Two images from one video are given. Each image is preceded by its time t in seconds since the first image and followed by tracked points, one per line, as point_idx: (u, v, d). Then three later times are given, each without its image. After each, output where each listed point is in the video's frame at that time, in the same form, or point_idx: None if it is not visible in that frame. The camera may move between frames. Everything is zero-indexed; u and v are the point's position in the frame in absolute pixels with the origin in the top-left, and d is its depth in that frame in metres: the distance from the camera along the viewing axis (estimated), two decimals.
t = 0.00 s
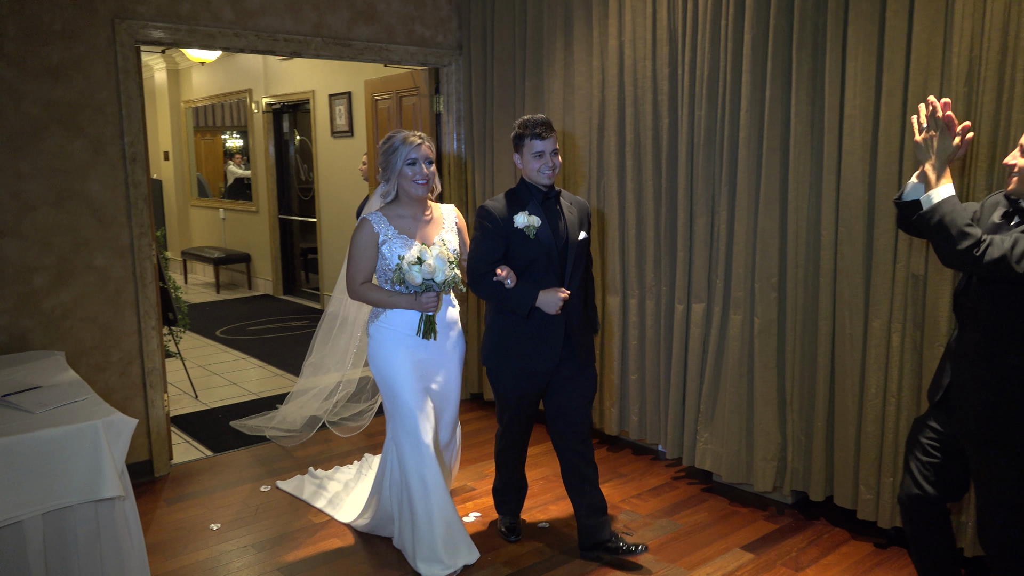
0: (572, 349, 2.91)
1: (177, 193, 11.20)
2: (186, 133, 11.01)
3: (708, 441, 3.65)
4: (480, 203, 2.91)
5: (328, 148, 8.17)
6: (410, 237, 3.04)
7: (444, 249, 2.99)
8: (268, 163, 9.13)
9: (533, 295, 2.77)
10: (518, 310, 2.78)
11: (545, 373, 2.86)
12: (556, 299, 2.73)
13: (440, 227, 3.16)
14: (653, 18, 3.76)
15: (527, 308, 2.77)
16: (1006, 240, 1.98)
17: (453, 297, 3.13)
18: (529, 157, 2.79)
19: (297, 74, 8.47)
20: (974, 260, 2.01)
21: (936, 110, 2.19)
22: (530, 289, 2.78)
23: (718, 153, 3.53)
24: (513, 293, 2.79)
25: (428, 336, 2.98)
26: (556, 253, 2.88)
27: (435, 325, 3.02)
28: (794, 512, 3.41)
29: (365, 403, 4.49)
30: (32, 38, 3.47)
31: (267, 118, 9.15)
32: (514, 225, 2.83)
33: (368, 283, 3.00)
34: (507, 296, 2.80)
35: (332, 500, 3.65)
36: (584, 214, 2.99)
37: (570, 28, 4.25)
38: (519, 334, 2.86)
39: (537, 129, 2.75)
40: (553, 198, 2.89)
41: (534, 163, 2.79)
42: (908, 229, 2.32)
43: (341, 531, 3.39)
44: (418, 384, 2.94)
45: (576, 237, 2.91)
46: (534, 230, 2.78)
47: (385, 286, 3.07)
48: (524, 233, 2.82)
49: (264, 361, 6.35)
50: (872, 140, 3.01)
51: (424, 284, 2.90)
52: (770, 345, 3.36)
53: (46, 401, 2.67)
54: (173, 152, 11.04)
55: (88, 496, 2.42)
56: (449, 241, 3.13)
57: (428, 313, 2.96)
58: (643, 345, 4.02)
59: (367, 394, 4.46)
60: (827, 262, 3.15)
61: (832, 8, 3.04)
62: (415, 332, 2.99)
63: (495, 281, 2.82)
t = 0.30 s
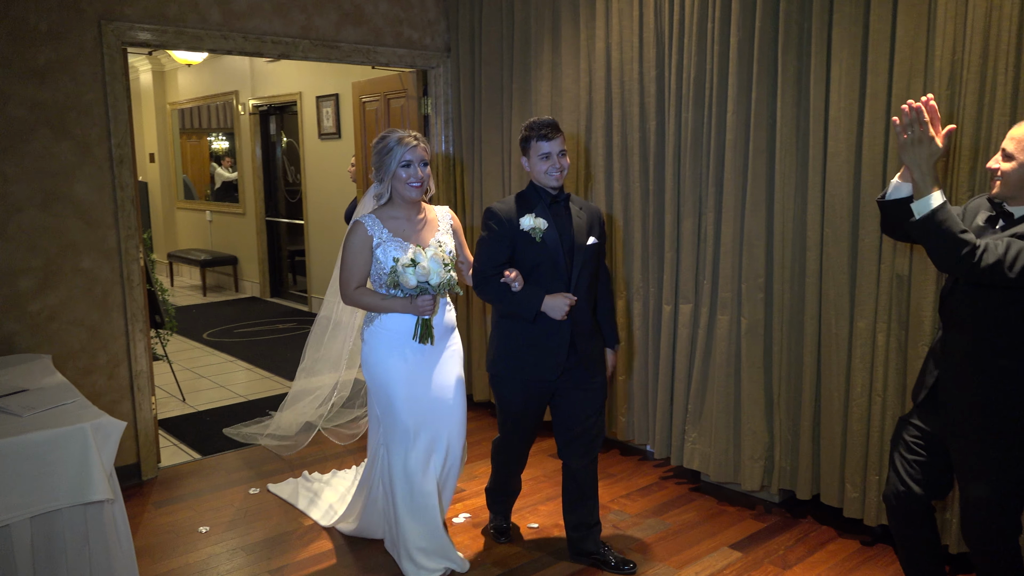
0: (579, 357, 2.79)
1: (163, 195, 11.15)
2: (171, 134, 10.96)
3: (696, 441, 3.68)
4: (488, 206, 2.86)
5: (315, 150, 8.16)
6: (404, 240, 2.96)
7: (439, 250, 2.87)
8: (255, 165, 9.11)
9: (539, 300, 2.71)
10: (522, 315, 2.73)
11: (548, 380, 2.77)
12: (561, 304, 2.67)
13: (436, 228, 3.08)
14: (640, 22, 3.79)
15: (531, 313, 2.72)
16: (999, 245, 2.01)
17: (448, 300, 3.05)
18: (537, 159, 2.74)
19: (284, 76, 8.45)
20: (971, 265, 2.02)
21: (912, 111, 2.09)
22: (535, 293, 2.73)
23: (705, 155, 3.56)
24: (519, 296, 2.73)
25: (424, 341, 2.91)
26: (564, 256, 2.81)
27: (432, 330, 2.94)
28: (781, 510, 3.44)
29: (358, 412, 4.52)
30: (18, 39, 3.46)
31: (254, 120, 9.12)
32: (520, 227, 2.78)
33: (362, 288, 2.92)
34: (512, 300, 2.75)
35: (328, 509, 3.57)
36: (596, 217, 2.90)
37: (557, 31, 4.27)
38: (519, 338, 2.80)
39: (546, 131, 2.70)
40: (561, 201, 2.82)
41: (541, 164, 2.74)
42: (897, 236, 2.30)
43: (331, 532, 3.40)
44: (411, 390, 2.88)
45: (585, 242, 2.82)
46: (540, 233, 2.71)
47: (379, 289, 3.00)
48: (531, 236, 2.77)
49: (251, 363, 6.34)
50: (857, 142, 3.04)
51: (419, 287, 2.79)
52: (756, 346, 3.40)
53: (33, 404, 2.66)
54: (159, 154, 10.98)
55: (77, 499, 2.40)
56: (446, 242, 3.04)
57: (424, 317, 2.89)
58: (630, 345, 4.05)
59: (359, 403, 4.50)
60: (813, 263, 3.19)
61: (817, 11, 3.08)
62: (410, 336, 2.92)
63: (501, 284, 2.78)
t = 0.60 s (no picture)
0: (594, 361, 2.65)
1: (143, 197, 11.07)
2: (152, 137, 10.89)
3: (680, 441, 3.70)
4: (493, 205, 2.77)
5: (297, 153, 8.13)
6: (396, 243, 2.84)
7: (432, 255, 2.74)
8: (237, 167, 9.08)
9: (544, 298, 2.59)
10: (526, 314, 2.61)
11: (550, 385, 2.68)
12: (567, 303, 2.55)
13: (430, 231, 2.97)
14: (622, 26, 3.82)
15: (536, 311, 2.59)
16: (982, 234, 2.04)
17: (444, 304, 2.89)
18: (542, 154, 2.64)
19: (266, 79, 8.42)
20: (955, 253, 2.04)
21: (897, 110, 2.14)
22: (541, 291, 2.61)
23: (687, 157, 3.59)
24: (524, 294, 2.62)
25: (415, 349, 2.76)
26: (571, 254, 2.69)
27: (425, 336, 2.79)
28: (763, 509, 3.47)
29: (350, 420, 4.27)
30: None
31: (235, 123, 9.07)
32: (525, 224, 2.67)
33: (353, 293, 2.82)
34: (517, 298, 2.63)
35: (303, 510, 3.50)
36: (608, 215, 2.77)
37: (540, 34, 4.30)
38: (528, 338, 2.70)
39: (550, 125, 2.61)
40: (568, 199, 2.71)
41: (546, 160, 2.64)
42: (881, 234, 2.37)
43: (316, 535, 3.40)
44: (399, 398, 2.75)
45: (592, 240, 2.70)
46: (544, 230, 2.60)
47: (370, 294, 2.89)
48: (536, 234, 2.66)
49: (234, 367, 6.31)
50: (837, 144, 3.08)
51: (410, 293, 2.65)
52: (739, 346, 3.43)
53: (15, 408, 2.63)
54: (139, 156, 10.91)
55: (60, 504, 2.38)
56: (439, 246, 2.94)
57: (416, 323, 2.75)
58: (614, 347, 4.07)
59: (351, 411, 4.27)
60: (794, 264, 3.22)
61: (796, 15, 3.12)
62: (401, 342, 2.79)
63: (506, 283, 2.66)
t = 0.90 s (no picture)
0: (589, 362, 2.64)
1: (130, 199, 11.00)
2: (138, 138, 10.83)
3: (668, 440, 3.72)
4: (494, 211, 2.71)
5: (285, 154, 8.11)
6: (392, 250, 2.78)
7: (430, 262, 2.69)
8: (224, 169, 9.05)
9: (550, 303, 2.53)
10: (530, 320, 2.55)
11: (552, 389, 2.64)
12: (575, 307, 2.48)
13: (430, 237, 2.89)
14: (610, 28, 3.84)
15: (542, 317, 2.53)
16: (983, 235, 2.06)
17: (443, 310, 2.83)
18: (539, 156, 2.59)
19: (253, 80, 8.39)
20: (962, 256, 2.04)
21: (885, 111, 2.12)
22: (546, 296, 2.55)
23: (675, 158, 3.61)
24: (529, 299, 2.55)
25: (413, 358, 2.70)
26: (575, 257, 2.63)
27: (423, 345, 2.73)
28: (751, 508, 3.50)
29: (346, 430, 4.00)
30: None
31: (222, 124, 9.03)
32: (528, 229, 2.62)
33: (349, 300, 2.76)
34: (521, 305, 2.56)
35: (286, 514, 3.46)
36: (613, 215, 2.71)
37: (528, 36, 4.31)
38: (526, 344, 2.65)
39: (548, 126, 2.55)
40: (571, 201, 2.64)
41: (543, 161, 2.59)
42: (864, 227, 2.37)
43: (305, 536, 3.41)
44: (403, 412, 2.70)
45: (596, 239, 2.64)
46: (548, 233, 2.55)
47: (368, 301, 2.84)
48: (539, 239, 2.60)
49: (222, 369, 6.29)
50: (823, 146, 3.11)
51: (407, 302, 2.61)
52: (726, 346, 3.45)
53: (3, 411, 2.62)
54: (126, 158, 10.84)
55: (48, 507, 2.37)
56: (439, 253, 2.86)
57: (414, 332, 2.69)
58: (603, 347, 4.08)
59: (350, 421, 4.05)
60: (781, 264, 3.25)
61: (782, 17, 3.14)
62: (400, 353, 2.73)
63: (512, 289, 2.60)
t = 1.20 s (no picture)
0: (596, 372, 2.59)
1: (115, 200, 10.94)
2: (124, 138, 10.77)
3: (657, 440, 3.74)
4: (493, 219, 2.65)
5: (273, 155, 8.08)
6: (393, 258, 2.76)
7: (432, 272, 2.67)
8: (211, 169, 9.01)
9: (553, 311, 2.48)
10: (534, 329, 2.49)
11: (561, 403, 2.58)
12: (578, 315, 2.42)
13: (433, 246, 2.88)
14: (598, 29, 3.86)
15: (546, 325, 2.48)
16: (971, 237, 2.08)
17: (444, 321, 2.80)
18: (534, 161, 2.55)
19: (240, 80, 8.36)
20: (952, 257, 2.05)
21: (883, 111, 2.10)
22: (548, 304, 2.49)
23: (662, 159, 3.63)
24: (532, 308, 2.50)
25: (414, 371, 2.67)
26: (578, 264, 2.60)
27: (424, 357, 2.71)
28: (739, 506, 3.52)
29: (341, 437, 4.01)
30: None
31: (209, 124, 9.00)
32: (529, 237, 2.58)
33: (349, 309, 2.74)
34: (524, 314, 2.51)
35: (284, 528, 3.39)
36: (616, 220, 2.67)
37: (516, 37, 4.32)
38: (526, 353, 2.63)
39: (543, 131, 2.49)
40: (571, 206, 2.61)
41: (539, 168, 2.55)
42: (854, 233, 2.42)
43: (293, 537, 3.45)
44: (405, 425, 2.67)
45: (599, 245, 2.61)
46: (549, 240, 2.52)
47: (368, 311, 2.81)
48: (541, 247, 2.56)
49: (209, 370, 6.27)
50: (809, 147, 3.14)
51: (408, 313, 2.60)
52: (715, 345, 3.47)
53: None
54: (111, 159, 10.76)
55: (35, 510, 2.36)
56: (442, 262, 2.85)
57: (415, 344, 2.66)
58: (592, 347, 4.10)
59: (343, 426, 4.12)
60: (768, 264, 3.27)
61: (768, 20, 3.17)
62: (400, 366, 2.71)
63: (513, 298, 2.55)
